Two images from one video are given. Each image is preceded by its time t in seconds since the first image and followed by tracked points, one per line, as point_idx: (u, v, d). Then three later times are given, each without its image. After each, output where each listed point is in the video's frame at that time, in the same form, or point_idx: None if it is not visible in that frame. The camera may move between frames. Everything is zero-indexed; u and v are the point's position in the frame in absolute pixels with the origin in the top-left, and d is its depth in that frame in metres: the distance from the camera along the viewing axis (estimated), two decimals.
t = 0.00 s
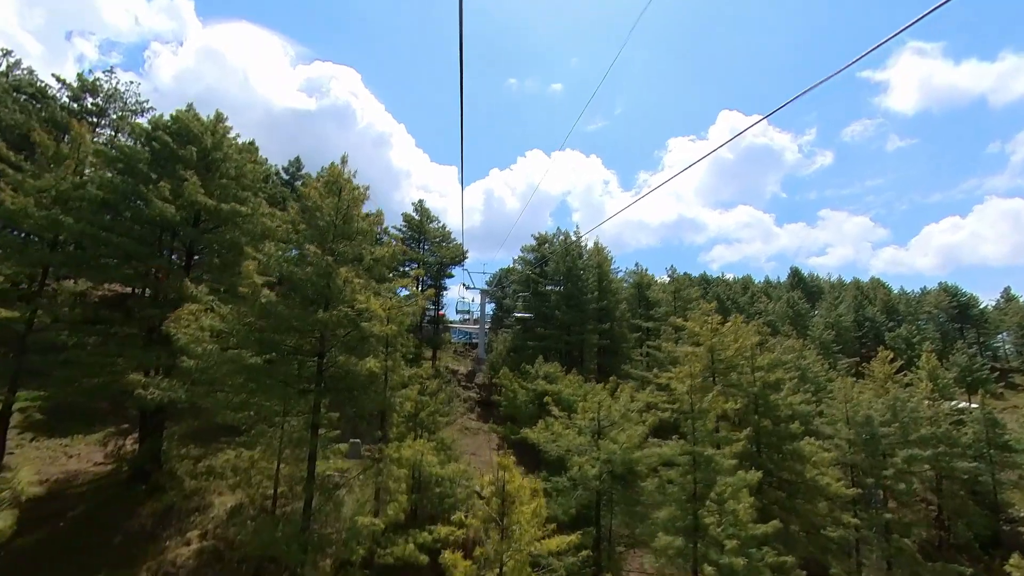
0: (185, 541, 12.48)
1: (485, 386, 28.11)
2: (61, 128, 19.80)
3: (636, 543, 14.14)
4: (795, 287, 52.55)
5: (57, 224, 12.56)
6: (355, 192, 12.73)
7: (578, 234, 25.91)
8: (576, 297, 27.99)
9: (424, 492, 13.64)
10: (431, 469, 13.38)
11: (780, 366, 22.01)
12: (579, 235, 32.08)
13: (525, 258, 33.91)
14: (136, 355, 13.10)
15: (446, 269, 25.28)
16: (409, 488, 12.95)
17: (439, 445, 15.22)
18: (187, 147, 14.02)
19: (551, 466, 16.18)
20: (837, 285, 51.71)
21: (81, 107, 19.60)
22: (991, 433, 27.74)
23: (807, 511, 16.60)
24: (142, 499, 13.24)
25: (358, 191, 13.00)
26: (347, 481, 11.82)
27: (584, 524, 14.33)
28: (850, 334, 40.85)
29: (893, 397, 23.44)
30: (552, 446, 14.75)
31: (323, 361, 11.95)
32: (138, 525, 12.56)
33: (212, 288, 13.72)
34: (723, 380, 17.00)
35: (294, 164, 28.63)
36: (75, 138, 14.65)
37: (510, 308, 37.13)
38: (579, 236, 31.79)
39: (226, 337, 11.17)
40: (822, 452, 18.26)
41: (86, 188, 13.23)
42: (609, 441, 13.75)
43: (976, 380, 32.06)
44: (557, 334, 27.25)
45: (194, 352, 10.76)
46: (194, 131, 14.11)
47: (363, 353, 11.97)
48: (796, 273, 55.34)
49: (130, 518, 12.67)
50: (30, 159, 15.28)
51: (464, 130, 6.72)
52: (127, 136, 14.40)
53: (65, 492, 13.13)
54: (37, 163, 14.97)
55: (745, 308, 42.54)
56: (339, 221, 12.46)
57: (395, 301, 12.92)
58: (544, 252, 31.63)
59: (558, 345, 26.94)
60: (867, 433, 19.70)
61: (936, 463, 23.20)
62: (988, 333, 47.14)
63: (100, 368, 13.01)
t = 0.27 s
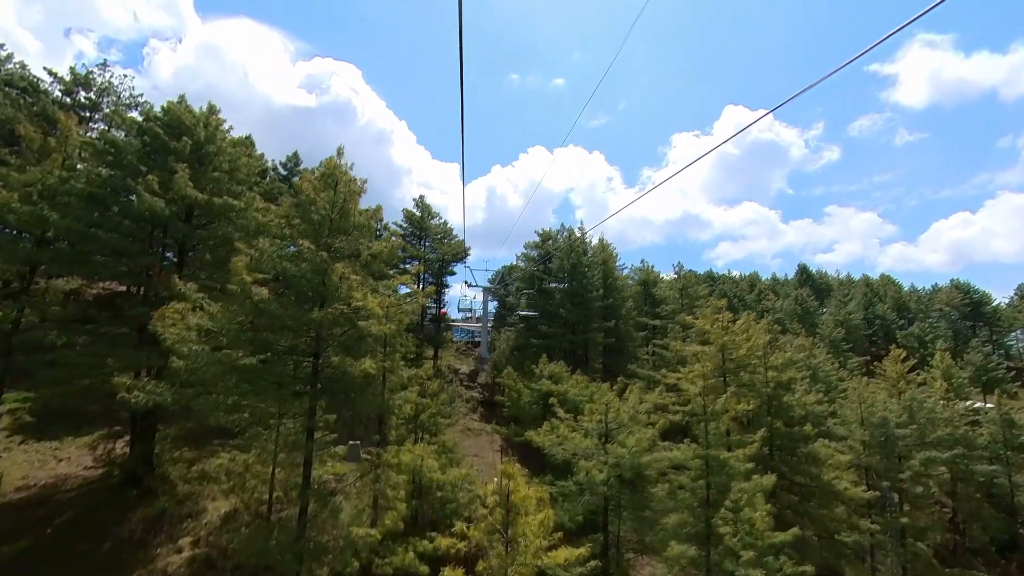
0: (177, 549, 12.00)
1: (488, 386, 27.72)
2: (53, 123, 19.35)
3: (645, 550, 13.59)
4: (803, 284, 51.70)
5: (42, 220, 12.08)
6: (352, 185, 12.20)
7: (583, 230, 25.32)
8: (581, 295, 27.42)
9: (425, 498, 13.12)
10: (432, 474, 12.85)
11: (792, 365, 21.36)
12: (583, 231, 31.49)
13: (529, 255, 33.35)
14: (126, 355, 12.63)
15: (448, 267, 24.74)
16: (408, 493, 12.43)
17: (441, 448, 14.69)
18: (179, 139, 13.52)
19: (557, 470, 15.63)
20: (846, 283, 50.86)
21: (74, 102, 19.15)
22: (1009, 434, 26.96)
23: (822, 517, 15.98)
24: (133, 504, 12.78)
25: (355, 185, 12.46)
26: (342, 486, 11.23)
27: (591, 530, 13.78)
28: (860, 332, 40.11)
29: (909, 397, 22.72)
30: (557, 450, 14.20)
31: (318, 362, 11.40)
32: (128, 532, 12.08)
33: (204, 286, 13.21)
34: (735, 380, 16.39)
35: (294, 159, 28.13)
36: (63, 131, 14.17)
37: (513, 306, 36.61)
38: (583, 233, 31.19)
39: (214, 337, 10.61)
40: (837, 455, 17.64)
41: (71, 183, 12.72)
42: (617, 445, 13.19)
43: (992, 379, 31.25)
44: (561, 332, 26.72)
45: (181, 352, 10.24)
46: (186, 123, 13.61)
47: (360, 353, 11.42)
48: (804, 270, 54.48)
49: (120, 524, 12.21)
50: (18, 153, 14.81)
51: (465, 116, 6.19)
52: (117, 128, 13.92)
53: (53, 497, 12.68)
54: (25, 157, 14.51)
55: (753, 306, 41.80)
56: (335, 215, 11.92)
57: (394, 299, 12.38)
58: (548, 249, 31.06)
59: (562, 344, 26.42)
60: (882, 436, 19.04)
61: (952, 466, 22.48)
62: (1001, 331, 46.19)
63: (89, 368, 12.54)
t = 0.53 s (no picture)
0: (168, 557, 11.52)
1: (490, 385, 27.36)
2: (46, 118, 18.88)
3: (655, 559, 13.03)
4: (812, 282, 50.88)
5: (28, 216, 11.66)
6: (349, 179, 11.67)
7: (588, 226, 24.74)
8: (586, 293, 26.87)
9: (426, 504, 12.61)
10: (434, 480, 12.42)
11: (806, 365, 20.68)
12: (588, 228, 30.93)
13: (532, 251, 32.78)
14: (115, 355, 12.16)
15: (450, 264, 24.19)
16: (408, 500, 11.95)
17: (442, 452, 14.18)
18: (170, 131, 13.03)
19: (562, 474, 15.11)
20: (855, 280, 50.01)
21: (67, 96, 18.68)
22: None
23: (839, 523, 15.37)
24: (125, 510, 12.32)
25: (352, 178, 11.92)
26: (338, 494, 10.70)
27: (599, 538, 13.27)
28: (870, 331, 39.34)
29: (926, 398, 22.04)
30: (563, 454, 13.66)
31: (312, 362, 10.84)
32: (118, 540, 11.62)
33: (196, 283, 12.71)
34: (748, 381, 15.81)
35: (293, 155, 27.60)
36: (50, 123, 13.67)
37: (517, 304, 36.16)
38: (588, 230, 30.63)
39: (203, 337, 10.08)
40: (853, 458, 17.01)
41: (56, 176, 12.22)
42: (626, 449, 12.64)
43: (1008, 379, 30.46)
44: (565, 331, 26.18)
45: (170, 353, 9.72)
46: (178, 115, 13.12)
47: (356, 354, 10.86)
48: (813, 268, 53.62)
49: (110, 532, 11.74)
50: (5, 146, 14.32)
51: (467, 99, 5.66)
52: (106, 121, 13.44)
53: (41, 503, 12.20)
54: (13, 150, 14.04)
55: (761, 304, 41.08)
56: (331, 209, 11.40)
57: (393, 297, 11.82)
58: (552, 246, 30.52)
59: (566, 342, 25.91)
60: (898, 440, 18.65)
61: (971, 469, 21.80)
62: (1015, 329, 45.24)
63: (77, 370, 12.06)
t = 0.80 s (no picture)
0: (159, 566, 11.07)
1: (493, 385, 26.86)
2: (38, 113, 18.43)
3: (666, 567, 12.50)
4: (821, 279, 50.10)
5: (11, 211, 11.17)
6: (345, 171, 11.13)
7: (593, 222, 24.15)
8: (591, 290, 26.31)
9: (427, 510, 12.11)
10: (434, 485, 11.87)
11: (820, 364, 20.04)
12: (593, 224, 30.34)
13: (536, 248, 32.17)
14: (104, 356, 11.69)
15: (452, 261, 23.65)
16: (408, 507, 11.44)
17: (444, 456, 13.66)
18: (160, 123, 12.52)
19: (569, 479, 14.58)
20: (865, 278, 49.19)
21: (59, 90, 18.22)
22: None
23: (856, 530, 14.81)
24: (115, 517, 11.87)
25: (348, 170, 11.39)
26: (334, 501, 10.19)
27: (608, 546, 12.72)
28: (881, 329, 38.59)
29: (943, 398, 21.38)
30: (570, 458, 13.11)
31: (307, 364, 10.32)
32: (107, 548, 11.17)
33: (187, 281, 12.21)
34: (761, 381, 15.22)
35: (292, 150, 27.08)
36: (37, 115, 13.17)
37: (520, 302, 35.64)
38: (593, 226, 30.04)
39: (192, 338, 9.57)
40: (871, 461, 16.38)
41: (41, 169, 11.72)
42: (636, 454, 12.09)
43: None
44: (570, 329, 25.65)
45: (156, 355, 9.22)
46: (168, 106, 12.61)
47: (353, 355, 10.34)
48: (821, 265, 52.82)
49: (99, 540, 11.28)
50: None
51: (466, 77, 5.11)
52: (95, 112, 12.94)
53: (28, 510, 11.75)
54: None
55: (770, 301, 40.39)
56: (326, 203, 10.88)
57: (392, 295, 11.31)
58: (556, 243, 29.97)
59: (571, 341, 25.37)
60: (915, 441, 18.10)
61: (990, 472, 21.14)
62: None
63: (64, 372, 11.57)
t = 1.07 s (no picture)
0: None
1: (497, 386, 26.39)
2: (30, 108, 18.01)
3: None
4: (830, 276, 49.32)
5: None
6: (340, 163, 10.62)
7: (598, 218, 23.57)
8: (596, 288, 25.75)
9: (427, 518, 11.62)
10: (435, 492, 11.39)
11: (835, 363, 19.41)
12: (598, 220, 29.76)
13: (539, 245, 31.62)
14: (92, 357, 11.24)
15: (454, 258, 23.12)
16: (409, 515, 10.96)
17: (445, 460, 13.17)
18: (150, 115, 12.07)
19: (576, 484, 14.06)
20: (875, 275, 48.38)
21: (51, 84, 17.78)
22: None
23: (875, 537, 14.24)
24: (104, 524, 11.44)
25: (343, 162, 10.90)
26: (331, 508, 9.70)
27: (617, 554, 12.20)
28: (893, 327, 37.86)
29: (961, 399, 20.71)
30: (578, 464, 12.58)
31: (302, 366, 9.83)
32: (96, 557, 10.74)
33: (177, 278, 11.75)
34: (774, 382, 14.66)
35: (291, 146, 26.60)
36: (23, 107, 12.70)
37: (523, 300, 35.14)
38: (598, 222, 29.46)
39: (178, 339, 9.07)
40: (889, 465, 15.77)
41: (26, 163, 11.26)
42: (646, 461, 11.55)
43: None
44: (575, 328, 25.12)
45: (142, 357, 8.76)
46: (158, 97, 12.16)
47: (349, 356, 9.82)
48: (830, 261, 52.01)
49: (87, 549, 10.85)
50: None
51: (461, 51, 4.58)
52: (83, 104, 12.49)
53: (14, 517, 11.32)
54: None
55: (778, 299, 39.71)
56: (321, 196, 10.38)
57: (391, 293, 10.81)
58: (560, 240, 29.41)
59: (576, 340, 24.85)
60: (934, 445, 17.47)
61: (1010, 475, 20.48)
62: None
63: (49, 372, 11.13)
